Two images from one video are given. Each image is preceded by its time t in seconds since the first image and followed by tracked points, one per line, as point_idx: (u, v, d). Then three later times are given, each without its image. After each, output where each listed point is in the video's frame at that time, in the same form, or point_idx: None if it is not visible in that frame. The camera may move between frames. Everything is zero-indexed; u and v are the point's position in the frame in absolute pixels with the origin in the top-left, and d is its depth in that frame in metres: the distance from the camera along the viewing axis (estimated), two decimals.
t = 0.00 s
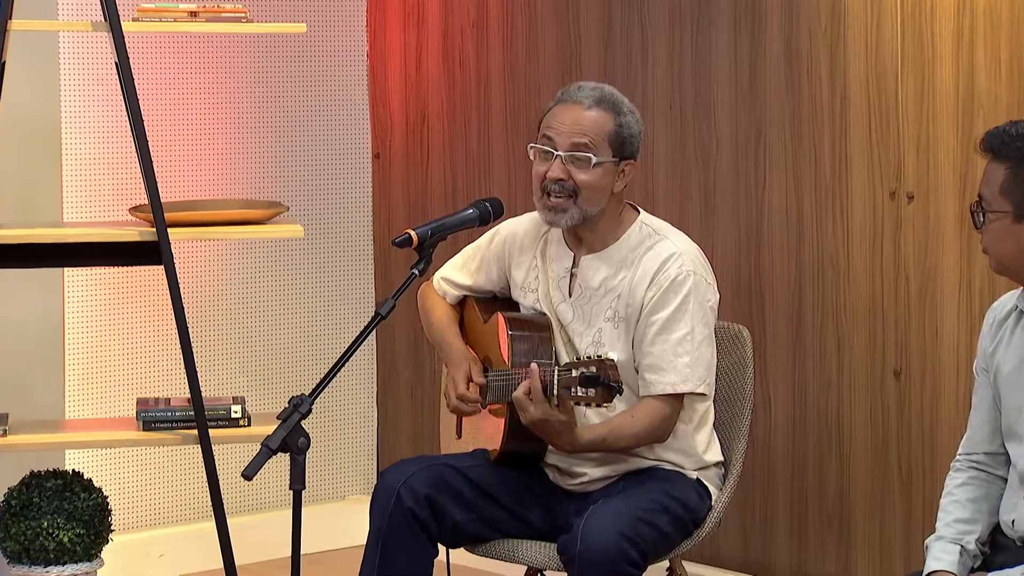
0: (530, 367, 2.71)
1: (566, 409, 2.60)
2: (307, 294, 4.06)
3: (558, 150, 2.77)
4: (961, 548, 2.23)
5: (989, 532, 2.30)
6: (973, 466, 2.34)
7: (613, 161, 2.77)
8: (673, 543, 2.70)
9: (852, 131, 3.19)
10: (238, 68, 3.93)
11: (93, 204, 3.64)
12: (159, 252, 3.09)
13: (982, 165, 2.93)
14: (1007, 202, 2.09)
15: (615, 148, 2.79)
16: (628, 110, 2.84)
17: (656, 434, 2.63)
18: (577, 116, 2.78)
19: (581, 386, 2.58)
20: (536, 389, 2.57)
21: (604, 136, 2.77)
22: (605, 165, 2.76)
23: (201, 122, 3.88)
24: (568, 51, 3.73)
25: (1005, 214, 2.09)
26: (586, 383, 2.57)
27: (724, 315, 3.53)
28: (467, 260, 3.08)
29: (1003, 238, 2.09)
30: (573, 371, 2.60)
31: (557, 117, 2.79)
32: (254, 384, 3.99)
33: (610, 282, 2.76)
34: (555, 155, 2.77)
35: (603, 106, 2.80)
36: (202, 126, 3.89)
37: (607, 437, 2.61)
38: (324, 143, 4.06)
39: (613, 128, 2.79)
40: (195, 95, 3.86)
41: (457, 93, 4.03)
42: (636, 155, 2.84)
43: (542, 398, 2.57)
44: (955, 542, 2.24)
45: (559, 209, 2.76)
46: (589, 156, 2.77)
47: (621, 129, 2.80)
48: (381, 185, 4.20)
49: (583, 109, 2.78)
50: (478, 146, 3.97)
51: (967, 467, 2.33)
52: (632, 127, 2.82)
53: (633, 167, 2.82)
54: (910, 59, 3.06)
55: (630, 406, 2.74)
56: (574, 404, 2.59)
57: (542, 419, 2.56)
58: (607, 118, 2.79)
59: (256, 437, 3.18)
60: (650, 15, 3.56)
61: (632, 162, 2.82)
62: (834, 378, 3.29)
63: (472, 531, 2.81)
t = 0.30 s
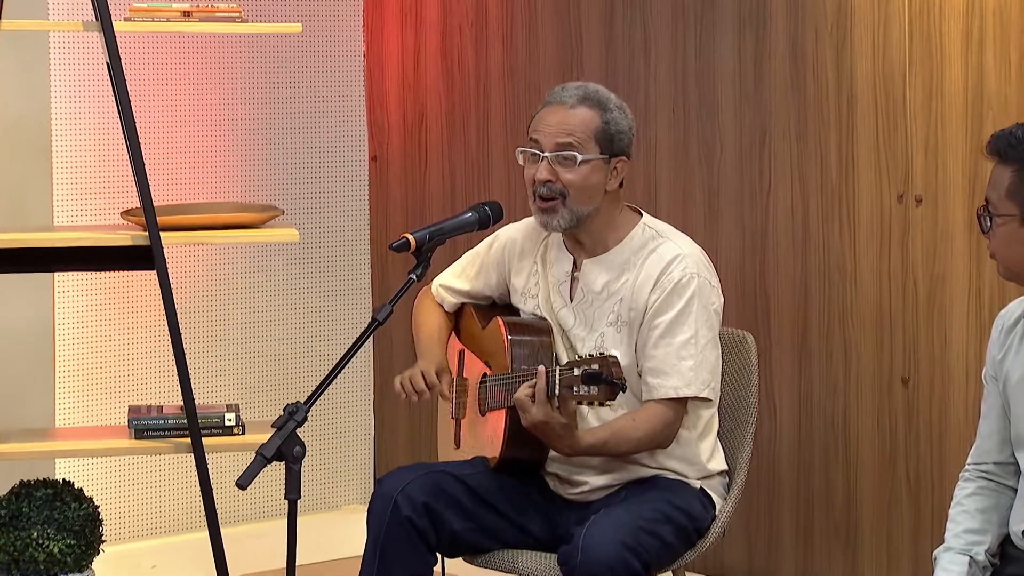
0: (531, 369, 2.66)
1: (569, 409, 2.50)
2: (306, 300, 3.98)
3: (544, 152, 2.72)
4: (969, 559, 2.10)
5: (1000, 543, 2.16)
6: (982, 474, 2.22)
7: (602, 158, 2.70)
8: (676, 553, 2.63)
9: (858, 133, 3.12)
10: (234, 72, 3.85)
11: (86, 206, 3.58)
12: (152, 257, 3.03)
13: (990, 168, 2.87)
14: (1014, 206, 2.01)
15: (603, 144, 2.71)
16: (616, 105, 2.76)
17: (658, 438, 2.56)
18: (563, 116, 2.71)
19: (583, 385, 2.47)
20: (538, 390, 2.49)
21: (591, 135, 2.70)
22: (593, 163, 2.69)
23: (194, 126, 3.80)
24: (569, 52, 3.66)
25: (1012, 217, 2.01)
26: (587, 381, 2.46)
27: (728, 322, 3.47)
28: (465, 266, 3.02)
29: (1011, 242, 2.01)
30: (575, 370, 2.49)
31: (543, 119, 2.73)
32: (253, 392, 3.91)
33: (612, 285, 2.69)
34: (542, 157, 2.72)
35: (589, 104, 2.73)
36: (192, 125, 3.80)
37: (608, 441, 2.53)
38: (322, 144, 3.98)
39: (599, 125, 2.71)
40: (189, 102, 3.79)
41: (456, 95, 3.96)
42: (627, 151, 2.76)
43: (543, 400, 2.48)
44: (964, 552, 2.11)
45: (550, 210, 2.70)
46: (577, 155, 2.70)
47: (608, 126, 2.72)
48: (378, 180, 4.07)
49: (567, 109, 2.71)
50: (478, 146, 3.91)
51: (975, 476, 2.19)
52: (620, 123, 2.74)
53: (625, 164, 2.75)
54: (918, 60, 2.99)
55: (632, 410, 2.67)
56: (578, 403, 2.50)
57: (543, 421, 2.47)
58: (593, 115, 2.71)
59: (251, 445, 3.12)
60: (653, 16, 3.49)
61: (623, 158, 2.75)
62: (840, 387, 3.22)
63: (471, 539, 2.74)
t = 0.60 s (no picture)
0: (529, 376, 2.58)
1: (567, 419, 2.41)
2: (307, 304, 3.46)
3: (537, 154, 2.64)
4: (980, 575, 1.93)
5: (1010, 555, 2.00)
6: (994, 487, 2.03)
7: (596, 157, 2.63)
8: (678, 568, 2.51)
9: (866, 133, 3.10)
10: (216, 61, 3.34)
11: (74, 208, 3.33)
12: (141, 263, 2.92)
13: (1000, 170, 2.93)
14: None
15: (595, 140, 2.64)
16: (605, 104, 2.69)
17: (661, 448, 2.46)
18: (553, 116, 2.64)
19: (580, 395, 2.37)
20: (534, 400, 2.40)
21: (583, 133, 2.63)
22: (587, 161, 2.62)
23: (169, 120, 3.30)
24: (568, 48, 3.37)
25: None
26: (585, 391, 2.36)
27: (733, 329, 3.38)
28: (462, 274, 2.95)
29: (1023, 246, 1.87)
30: (572, 380, 2.40)
31: (533, 121, 2.66)
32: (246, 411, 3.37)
33: (611, 291, 2.60)
34: (535, 160, 2.64)
35: (578, 103, 2.67)
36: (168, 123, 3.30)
37: (609, 450, 2.44)
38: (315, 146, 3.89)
39: (591, 123, 2.64)
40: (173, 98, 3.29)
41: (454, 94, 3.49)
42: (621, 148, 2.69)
43: (540, 409, 2.39)
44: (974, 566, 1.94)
45: (546, 211, 2.62)
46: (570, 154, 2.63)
47: (599, 123, 2.65)
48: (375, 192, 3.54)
49: (558, 109, 2.65)
50: (477, 147, 3.46)
51: (986, 486, 2.02)
52: (612, 120, 2.67)
53: (620, 161, 2.68)
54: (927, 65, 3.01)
55: (632, 420, 2.57)
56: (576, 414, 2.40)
57: (541, 430, 2.39)
58: (583, 114, 2.64)
59: (242, 455, 3.01)
60: (654, 12, 3.30)
61: (617, 156, 2.68)
62: (847, 394, 3.17)
63: (468, 553, 2.65)
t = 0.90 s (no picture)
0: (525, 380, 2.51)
1: (563, 422, 2.33)
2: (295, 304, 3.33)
3: (533, 153, 2.57)
4: None
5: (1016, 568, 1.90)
6: (998, 496, 1.92)
7: (593, 156, 2.56)
8: None
9: (870, 139, 3.04)
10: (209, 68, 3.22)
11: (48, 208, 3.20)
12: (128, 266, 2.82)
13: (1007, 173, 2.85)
14: None
15: (593, 140, 2.57)
16: (606, 103, 2.62)
17: (660, 452, 2.39)
18: (551, 114, 2.58)
19: (577, 397, 2.27)
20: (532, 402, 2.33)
21: (581, 132, 2.57)
22: (584, 160, 2.56)
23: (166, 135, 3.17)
24: (564, 49, 3.28)
25: None
26: (581, 392, 2.25)
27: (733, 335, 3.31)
28: (456, 279, 2.88)
29: None
30: (568, 381, 2.29)
31: (530, 119, 2.60)
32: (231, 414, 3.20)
33: (608, 293, 2.53)
34: (531, 158, 2.57)
35: (577, 102, 2.60)
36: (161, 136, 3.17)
37: (607, 455, 2.37)
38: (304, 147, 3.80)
39: (590, 122, 2.57)
40: (174, 110, 3.16)
41: (449, 93, 3.41)
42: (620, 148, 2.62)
43: (538, 412, 2.32)
44: None
45: (541, 211, 2.55)
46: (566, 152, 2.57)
47: (599, 122, 2.59)
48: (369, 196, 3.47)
49: (555, 106, 2.58)
50: (472, 154, 3.38)
51: (992, 497, 1.92)
52: (612, 119, 2.61)
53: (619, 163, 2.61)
54: (933, 68, 2.95)
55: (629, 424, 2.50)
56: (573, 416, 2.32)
57: (538, 435, 2.32)
58: (582, 113, 2.58)
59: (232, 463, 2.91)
60: (654, 9, 3.22)
61: (617, 157, 2.61)
62: (851, 399, 3.13)
63: (463, 563, 2.56)
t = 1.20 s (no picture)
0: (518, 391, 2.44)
1: (558, 432, 2.26)
2: (280, 307, 3.02)
3: (528, 154, 2.49)
4: None
5: None
6: (1002, 507, 1.78)
7: (590, 160, 2.48)
8: None
9: (870, 139, 2.99)
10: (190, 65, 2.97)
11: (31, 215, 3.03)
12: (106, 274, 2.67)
13: (1014, 169, 2.84)
14: None
15: (590, 144, 2.49)
16: (604, 105, 2.55)
17: (655, 466, 2.31)
18: (547, 115, 2.50)
19: (572, 407, 2.20)
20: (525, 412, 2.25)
21: (577, 135, 2.49)
22: (580, 164, 2.48)
23: (152, 140, 2.94)
24: (558, 45, 3.12)
25: None
26: (576, 402, 2.18)
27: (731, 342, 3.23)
28: (449, 286, 2.81)
29: None
30: (564, 391, 2.22)
31: (527, 120, 2.52)
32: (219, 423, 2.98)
33: (604, 302, 2.45)
34: (525, 160, 2.49)
35: (575, 103, 2.52)
36: (145, 142, 2.94)
37: (601, 468, 2.28)
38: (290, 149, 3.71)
39: (586, 124, 2.50)
40: (150, 112, 2.94)
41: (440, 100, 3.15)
42: (617, 152, 2.54)
43: (531, 422, 2.24)
44: None
45: (537, 215, 2.47)
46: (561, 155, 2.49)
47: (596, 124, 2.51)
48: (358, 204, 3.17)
49: (552, 108, 2.50)
50: (464, 152, 3.14)
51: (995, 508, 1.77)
52: (609, 121, 2.53)
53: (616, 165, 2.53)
54: (935, 65, 2.92)
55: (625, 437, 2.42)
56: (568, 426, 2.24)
57: (531, 446, 2.24)
58: (578, 114, 2.50)
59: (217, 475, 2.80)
60: (649, 7, 3.09)
61: (613, 160, 2.54)
62: (851, 405, 3.06)
63: None
